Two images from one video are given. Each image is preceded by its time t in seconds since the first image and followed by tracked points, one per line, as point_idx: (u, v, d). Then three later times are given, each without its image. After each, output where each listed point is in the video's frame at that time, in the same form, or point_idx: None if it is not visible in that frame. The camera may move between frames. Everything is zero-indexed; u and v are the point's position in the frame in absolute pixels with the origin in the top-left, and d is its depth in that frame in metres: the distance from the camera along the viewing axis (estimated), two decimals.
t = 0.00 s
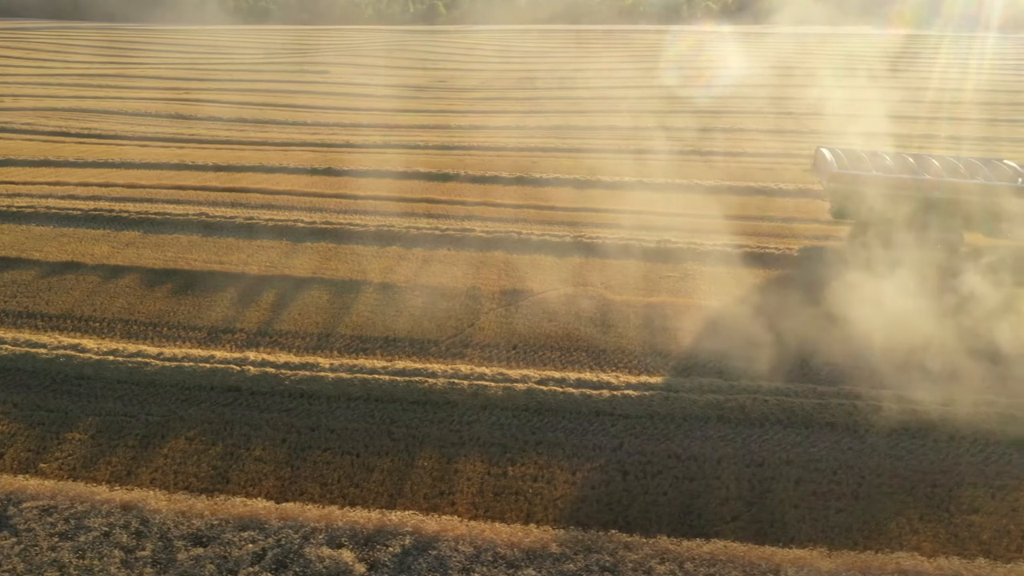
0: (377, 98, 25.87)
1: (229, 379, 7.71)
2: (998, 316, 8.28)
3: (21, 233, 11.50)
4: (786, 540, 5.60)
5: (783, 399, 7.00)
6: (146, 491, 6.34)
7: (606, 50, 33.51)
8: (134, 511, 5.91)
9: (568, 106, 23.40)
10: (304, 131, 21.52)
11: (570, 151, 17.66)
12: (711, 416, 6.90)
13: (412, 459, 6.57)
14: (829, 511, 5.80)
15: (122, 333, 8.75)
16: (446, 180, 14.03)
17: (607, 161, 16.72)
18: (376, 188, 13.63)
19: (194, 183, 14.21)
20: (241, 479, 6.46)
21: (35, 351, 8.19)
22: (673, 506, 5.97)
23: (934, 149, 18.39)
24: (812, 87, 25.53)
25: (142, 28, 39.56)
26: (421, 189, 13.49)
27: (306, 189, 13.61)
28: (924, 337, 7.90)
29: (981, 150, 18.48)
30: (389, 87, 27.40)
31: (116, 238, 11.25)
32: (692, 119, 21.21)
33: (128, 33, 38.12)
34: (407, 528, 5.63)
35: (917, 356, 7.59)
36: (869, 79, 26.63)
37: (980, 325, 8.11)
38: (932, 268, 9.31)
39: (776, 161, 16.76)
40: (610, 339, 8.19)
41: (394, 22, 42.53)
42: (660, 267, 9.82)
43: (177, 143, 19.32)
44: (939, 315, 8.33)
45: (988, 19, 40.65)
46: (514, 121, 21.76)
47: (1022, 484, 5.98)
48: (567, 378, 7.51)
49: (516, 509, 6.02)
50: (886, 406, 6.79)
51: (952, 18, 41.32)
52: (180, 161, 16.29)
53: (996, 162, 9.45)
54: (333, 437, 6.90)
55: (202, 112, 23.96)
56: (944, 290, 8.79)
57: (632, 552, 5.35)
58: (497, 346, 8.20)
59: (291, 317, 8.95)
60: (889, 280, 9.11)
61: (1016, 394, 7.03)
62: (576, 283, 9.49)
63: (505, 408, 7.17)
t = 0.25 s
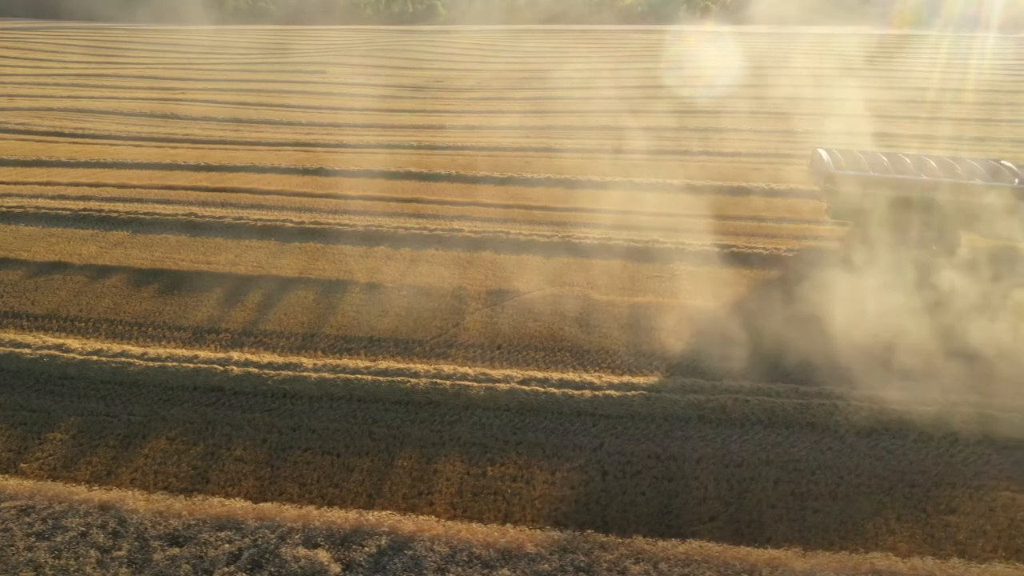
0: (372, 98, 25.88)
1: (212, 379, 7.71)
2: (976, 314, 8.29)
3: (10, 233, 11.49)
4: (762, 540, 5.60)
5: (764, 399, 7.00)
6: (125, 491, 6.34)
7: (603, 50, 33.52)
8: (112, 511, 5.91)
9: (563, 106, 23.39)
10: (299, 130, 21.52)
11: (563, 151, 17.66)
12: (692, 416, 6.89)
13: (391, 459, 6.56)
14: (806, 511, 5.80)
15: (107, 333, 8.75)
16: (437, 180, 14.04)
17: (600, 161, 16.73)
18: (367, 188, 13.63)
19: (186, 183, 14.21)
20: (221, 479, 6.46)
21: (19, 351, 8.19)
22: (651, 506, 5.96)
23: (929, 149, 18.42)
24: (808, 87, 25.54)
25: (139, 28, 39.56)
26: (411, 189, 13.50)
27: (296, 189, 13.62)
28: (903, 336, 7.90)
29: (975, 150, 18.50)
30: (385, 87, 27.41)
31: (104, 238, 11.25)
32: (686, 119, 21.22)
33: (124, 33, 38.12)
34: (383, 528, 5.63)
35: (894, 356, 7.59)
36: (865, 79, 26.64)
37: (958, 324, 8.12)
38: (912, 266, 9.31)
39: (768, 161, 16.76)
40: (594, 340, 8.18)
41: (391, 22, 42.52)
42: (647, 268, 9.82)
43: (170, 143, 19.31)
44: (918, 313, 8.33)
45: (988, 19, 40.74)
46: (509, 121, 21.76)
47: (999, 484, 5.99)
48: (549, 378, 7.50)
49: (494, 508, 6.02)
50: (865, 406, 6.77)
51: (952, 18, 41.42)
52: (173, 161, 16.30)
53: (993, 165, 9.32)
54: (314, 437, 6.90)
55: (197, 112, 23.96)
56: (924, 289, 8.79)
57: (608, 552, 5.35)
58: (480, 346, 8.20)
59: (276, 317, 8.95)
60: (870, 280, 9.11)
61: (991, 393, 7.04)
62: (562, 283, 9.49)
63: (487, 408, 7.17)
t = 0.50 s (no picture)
0: (368, 97, 25.88)
1: (195, 379, 7.71)
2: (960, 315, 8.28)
3: None
4: (739, 540, 5.59)
5: (745, 399, 7.00)
6: (104, 491, 6.33)
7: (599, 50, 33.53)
8: (89, 511, 5.90)
9: (558, 106, 23.40)
10: (293, 130, 21.52)
11: (556, 151, 17.66)
12: (673, 416, 6.90)
13: (372, 459, 6.56)
14: (783, 511, 5.80)
15: (92, 333, 8.74)
16: (428, 180, 14.04)
17: (593, 160, 16.73)
18: (358, 188, 13.63)
19: (177, 184, 14.21)
20: (200, 479, 6.45)
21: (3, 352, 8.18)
22: (629, 506, 5.96)
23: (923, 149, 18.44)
24: (803, 87, 25.55)
25: (136, 28, 39.56)
26: (402, 189, 13.51)
27: (287, 189, 13.63)
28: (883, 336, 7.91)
29: (968, 150, 18.51)
30: (381, 87, 27.41)
31: (92, 239, 11.24)
32: (680, 119, 21.23)
33: (121, 33, 38.10)
34: (360, 528, 5.63)
35: (874, 355, 7.60)
36: (861, 80, 26.66)
37: (938, 323, 8.13)
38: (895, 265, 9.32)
39: (760, 161, 16.77)
40: (578, 340, 8.18)
41: (388, 22, 42.51)
42: (634, 269, 9.80)
43: (163, 143, 19.30)
44: (899, 312, 8.35)
45: (988, 19, 40.79)
46: (503, 121, 21.77)
47: (977, 484, 5.99)
48: (532, 379, 7.49)
49: (473, 509, 6.01)
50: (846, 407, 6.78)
51: (952, 18, 41.46)
52: (165, 160, 16.30)
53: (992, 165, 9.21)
54: (295, 437, 6.90)
55: (191, 112, 23.94)
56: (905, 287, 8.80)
57: (583, 552, 5.35)
58: (463, 346, 8.20)
59: (262, 317, 8.94)
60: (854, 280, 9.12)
61: (968, 393, 7.06)
62: (549, 283, 9.48)
63: (469, 408, 7.16)
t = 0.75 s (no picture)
0: (364, 97, 25.89)
1: (178, 379, 7.71)
2: (949, 314, 8.23)
3: None
4: (716, 540, 5.59)
5: (728, 399, 7.00)
6: (84, 491, 6.33)
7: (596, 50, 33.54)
8: (68, 511, 5.90)
9: (552, 106, 23.39)
10: (288, 130, 21.53)
11: (550, 151, 17.65)
12: (655, 416, 6.89)
13: (352, 459, 6.56)
14: (761, 511, 5.80)
15: (78, 333, 8.73)
16: (419, 180, 14.04)
17: (586, 160, 16.73)
18: (348, 188, 13.63)
19: (168, 184, 14.21)
20: (181, 480, 6.45)
21: None
22: (608, 506, 5.96)
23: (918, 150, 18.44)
24: (798, 87, 25.55)
25: (132, 28, 39.56)
26: (393, 189, 13.51)
27: (278, 189, 13.63)
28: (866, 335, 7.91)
29: (961, 150, 18.51)
30: (377, 87, 27.41)
31: (81, 239, 11.23)
32: (675, 119, 21.23)
33: (117, 33, 38.11)
34: (338, 528, 5.63)
35: (855, 355, 7.61)
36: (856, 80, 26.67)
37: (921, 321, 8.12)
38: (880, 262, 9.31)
39: (753, 161, 16.77)
40: (562, 340, 8.17)
41: (386, 23, 42.51)
42: (622, 269, 9.79)
43: (157, 143, 19.30)
44: (882, 311, 8.34)
45: (988, 19, 40.80)
46: (498, 121, 21.77)
47: (956, 484, 5.99)
48: (515, 379, 7.49)
49: (451, 509, 6.01)
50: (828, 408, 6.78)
51: (953, 18, 41.45)
52: (158, 160, 16.29)
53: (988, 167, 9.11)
54: (276, 437, 6.90)
55: (185, 113, 23.93)
56: (890, 285, 8.79)
57: (559, 552, 5.35)
58: (448, 347, 8.20)
59: (247, 318, 8.94)
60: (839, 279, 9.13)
61: (948, 393, 7.06)
62: (536, 284, 9.47)
63: (451, 408, 7.16)
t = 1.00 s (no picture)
0: (360, 97, 25.91)
1: (162, 379, 7.70)
2: (938, 315, 8.18)
3: None
4: (693, 540, 5.59)
5: (710, 399, 7.00)
6: (64, 491, 6.33)
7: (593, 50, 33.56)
8: (46, 511, 5.90)
9: (547, 106, 23.41)
10: (283, 130, 21.54)
11: (543, 151, 17.65)
12: (637, 416, 6.90)
13: (333, 460, 6.56)
14: (739, 511, 5.80)
15: (63, 334, 8.73)
16: (411, 180, 14.04)
17: (579, 160, 16.73)
18: (340, 188, 13.63)
19: (159, 184, 14.21)
20: (161, 480, 6.45)
21: None
22: (587, 506, 5.96)
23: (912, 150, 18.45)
24: (794, 88, 25.57)
25: (129, 28, 39.59)
26: (384, 189, 13.52)
27: (270, 189, 13.63)
28: (849, 335, 7.90)
29: (955, 150, 18.53)
30: (373, 87, 27.42)
31: (70, 239, 11.23)
32: (669, 120, 21.25)
33: (114, 33, 38.13)
34: (315, 528, 5.63)
35: (838, 355, 7.59)
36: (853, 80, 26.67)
37: (905, 321, 8.10)
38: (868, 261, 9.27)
39: (746, 160, 16.77)
40: (548, 341, 8.17)
41: (383, 23, 42.51)
42: (609, 270, 9.78)
43: (150, 143, 19.31)
44: (867, 311, 8.33)
45: (988, 19, 40.79)
46: (493, 121, 21.78)
47: (935, 484, 5.98)
48: (499, 379, 7.48)
49: (430, 509, 6.01)
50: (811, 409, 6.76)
51: (952, 19, 41.45)
52: (150, 160, 16.30)
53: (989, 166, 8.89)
54: (258, 437, 6.90)
55: (180, 112, 23.94)
56: (875, 285, 8.77)
57: (536, 552, 5.35)
58: (433, 347, 8.20)
59: (233, 318, 8.94)
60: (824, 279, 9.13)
61: (931, 394, 7.04)
62: (523, 284, 9.47)
63: (434, 408, 7.17)
